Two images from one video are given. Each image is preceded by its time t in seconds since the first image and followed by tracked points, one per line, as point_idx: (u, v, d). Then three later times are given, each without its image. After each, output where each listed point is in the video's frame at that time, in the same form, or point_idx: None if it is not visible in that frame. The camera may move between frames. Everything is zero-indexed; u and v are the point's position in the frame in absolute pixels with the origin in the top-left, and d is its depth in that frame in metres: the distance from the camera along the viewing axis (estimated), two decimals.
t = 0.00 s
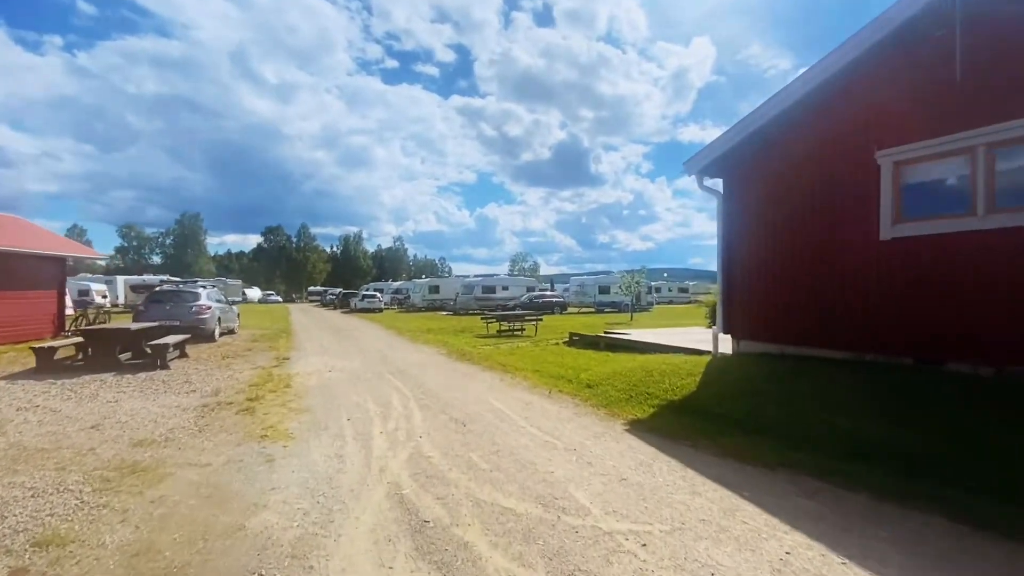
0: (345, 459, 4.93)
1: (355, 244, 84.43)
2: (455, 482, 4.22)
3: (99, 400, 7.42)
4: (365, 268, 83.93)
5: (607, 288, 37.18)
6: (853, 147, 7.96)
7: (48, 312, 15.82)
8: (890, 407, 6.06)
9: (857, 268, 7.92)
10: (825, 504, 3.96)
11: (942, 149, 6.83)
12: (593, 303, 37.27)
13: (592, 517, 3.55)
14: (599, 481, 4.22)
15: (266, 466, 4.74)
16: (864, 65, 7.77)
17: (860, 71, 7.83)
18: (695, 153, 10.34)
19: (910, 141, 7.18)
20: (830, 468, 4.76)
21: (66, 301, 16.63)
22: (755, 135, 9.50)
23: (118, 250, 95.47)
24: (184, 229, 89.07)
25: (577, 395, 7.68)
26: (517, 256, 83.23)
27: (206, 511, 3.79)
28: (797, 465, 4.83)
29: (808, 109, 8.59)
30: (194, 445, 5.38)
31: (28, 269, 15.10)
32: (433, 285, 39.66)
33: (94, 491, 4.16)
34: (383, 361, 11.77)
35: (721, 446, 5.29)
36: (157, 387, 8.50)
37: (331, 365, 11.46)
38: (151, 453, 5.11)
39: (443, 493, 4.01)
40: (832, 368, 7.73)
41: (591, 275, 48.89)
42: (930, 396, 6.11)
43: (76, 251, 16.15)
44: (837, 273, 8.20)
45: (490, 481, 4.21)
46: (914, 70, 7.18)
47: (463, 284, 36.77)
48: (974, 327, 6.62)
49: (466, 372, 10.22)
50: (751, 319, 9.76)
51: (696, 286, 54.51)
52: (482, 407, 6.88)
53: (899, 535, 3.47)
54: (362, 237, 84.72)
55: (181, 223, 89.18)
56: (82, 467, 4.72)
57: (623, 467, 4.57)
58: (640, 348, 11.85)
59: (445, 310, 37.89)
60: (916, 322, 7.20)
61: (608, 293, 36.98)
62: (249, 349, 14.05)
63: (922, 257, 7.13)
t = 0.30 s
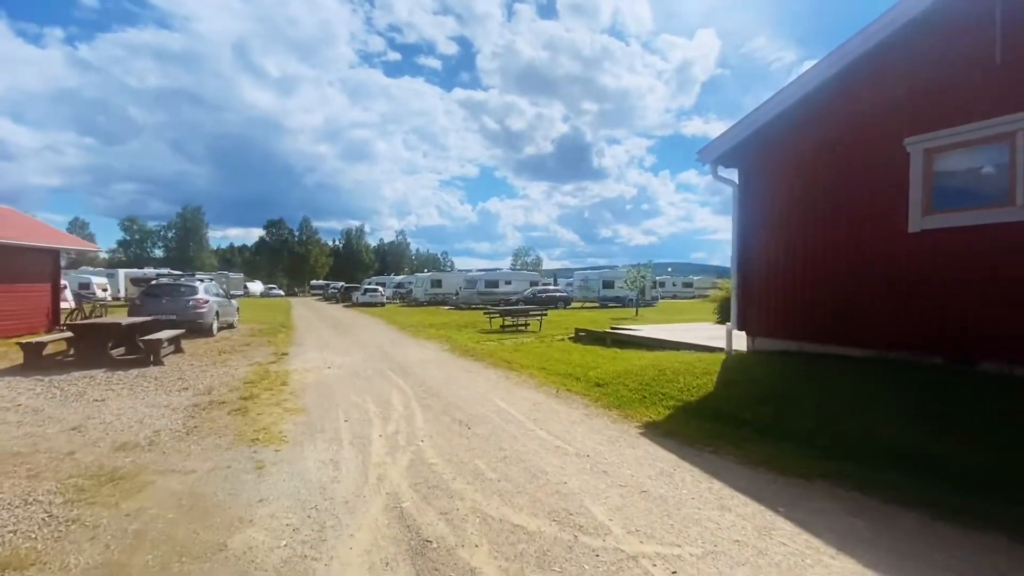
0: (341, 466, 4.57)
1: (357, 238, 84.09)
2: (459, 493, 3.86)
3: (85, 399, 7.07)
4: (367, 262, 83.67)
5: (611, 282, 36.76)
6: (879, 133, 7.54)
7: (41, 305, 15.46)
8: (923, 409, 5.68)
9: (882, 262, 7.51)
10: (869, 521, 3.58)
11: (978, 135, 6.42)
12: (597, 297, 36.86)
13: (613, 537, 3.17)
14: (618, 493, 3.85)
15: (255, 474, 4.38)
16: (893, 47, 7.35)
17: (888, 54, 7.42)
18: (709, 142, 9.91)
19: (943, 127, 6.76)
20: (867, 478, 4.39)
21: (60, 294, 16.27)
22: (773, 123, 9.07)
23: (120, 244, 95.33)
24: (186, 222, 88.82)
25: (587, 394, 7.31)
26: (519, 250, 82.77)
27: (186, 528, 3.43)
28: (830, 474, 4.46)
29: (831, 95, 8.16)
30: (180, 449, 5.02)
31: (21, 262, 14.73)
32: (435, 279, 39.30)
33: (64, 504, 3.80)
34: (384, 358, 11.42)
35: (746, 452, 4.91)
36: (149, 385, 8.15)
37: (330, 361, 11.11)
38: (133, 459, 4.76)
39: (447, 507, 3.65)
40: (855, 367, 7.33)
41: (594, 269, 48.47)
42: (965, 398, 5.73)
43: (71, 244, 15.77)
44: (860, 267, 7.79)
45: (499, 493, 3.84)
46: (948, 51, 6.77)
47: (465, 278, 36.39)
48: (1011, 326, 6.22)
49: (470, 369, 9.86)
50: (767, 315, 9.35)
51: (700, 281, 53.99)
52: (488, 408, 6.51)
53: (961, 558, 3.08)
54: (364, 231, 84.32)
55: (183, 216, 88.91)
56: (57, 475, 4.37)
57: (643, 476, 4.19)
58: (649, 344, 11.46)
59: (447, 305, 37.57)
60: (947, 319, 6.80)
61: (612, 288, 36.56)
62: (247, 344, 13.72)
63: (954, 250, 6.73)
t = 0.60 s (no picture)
0: (340, 474, 4.22)
1: (361, 234, 83.85)
2: (469, 508, 3.50)
3: (74, 398, 6.75)
4: (371, 258, 83.47)
5: (617, 279, 36.32)
6: (909, 120, 7.09)
7: (40, 301, 15.18)
8: (964, 414, 5.28)
9: (912, 257, 7.08)
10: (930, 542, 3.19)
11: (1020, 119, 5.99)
12: (603, 294, 36.42)
13: (644, 562, 2.81)
14: (645, 508, 3.49)
15: (247, 484, 4.04)
16: (925, 26, 6.91)
17: (919, 35, 6.98)
18: (725, 132, 9.47)
19: (981, 112, 6.33)
20: (915, 493, 4.00)
21: (59, 290, 15.99)
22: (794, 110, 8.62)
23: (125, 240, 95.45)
24: (190, 218, 88.75)
25: (601, 395, 6.95)
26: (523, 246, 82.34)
27: (165, 549, 3.07)
28: (874, 489, 4.07)
29: (857, 79, 7.71)
30: (168, 455, 4.68)
31: (18, 257, 14.42)
32: (439, 275, 38.96)
33: (36, 519, 3.46)
34: (387, 355, 11.09)
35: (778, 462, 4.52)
36: (142, 384, 7.83)
37: (332, 359, 10.78)
38: (117, 466, 4.42)
39: (456, 524, 3.29)
40: (884, 367, 6.93)
41: (600, 265, 48.04)
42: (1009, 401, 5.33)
43: (70, 238, 15.48)
44: (888, 262, 7.36)
45: (513, 509, 3.48)
46: (986, 31, 6.33)
47: (470, 274, 36.02)
48: None
49: (476, 368, 9.51)
50: (786, 312, 8.95)
51: (706, 277, 53.46)
52: (497, 410, 6.15)
53: None
54: (367, 227, 84.05)
55: (187, 212, 88.86)
56: (32, 485, 4.03)
57: (670, 489, 3.81)
58: (662, 342, 11.07)
59: (451, 301, 37.26)
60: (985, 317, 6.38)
61: (618, 284, 36.11)
62: (247, 341, 13.41)
63: (994, 242, 6.30)
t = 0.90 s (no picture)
0: (339, 492, 3.87)
1: (367, 232, 83.75)
2: (479, 536, 3.13)
3: (64, 402, 6.44)
4: (377, 256, 83.38)
5: (625, 277, 35.83)
6: (947, 109, 6.64)
7: (43, 300, 14.99)
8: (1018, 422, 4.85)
9: (951, 254, 6.64)
10: None
11: None
12: (611, 292, 35.95)
13: None
14: (676, 538, 3.12)
15: (236, 503, 3.69)
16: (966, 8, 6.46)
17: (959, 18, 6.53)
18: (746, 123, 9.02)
19: None
20: (977, 516, 3.58)
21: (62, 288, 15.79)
22: (819, 99, 8.16)
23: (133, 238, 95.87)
24: (197, 216, 88.96)
25: (617, 401, 6.56)
26: (529, 244, 81.98)
27: None
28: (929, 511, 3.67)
29: (889, 65, 7.26)
30: (154, 468, 4.35)
31: (21, 254, 14.21)
32: (446, 273, 38.65)
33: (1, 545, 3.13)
34: (392, 356, 10.75)
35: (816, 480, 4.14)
36: (137, 387, 7.52)
37: (335, 360, 10.47)
38: (99, 482, 4.09)
39: (465, 556, 2.93)
40: (920, 371, 6.51)
41: (607, 263, 47.52)
42: None
43: (73, 236, 15.25)
44: (921, 258, 6.94)
45: (528, 538, 3.10)
46: None
47: (476, 272, 35.67)
48: None
49: (484, 370, 9.15)
50: (810, 312, 8.52)
51: (715, 275, 52.84)
52: (507, 417, 5.79)
53: None
54: (374, 225, 83.91)
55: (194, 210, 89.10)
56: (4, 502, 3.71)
57: (703, 513, 3.49)
58: (676, 343, 10.67)
59: (457, 299, 36.95)
60: None
61: (626, 283, 35.64)
62: (250, 340, 13.12)
63: None
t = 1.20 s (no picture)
0: (333, 516, 3.49)
1: (376, 234, 83.85)
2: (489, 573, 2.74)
3: (53, 411, 6.15)
4: (386, 258, 83.43)
5: (636, 278, 35.27)
6: (987, 97, 6.09)
7: (48, 303, 14.83)
8: None
9: (995, 255, 6.08)
10: None
11: None
12: (622, 293, 35.40)
13: None
14: None
15: (220, 528, 3.33)
16: None
17: None
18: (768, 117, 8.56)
19: None
20: None
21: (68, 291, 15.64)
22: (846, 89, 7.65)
23: (146, 241, 96.92)
24: (208, 219, 89.66)
25: (637, 411, 6.11)
26: (539, 246, 81.66)
27: None
28: (1001, 545, 3.20)
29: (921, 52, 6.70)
30: (135, 486, 4.01)
31: (25, 257, 14.06)
32: (454, 274, 38.38)
33: None
34: (399, 360, 10.42)
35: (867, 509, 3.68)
36: (134, 393, 7.24)
37: (340, 364, 10.15)
38: (75, 501, 3.76)
39: None
40: (966, 380, 5.97)
41: (618, 264, 46.91)
42: None
43: (78, 239, 15.11)
44: (960, 257, 6.41)
45: None
46: None
47: (485, 274, 35.32)
48: None
49: (493, 375, 8.76)
50: (839, 314, 8.03)
51: (727, 276, 52.04)
52: (519, 429, 5.37)
53: None
54: (383, 227, 84.01)
55: (206, 213, 89.85)
56: None
57: (744, 546, 3.07)
58: (696, 346, 10.23)
59: (466, 301, 36.61)
60: None
61: (638, 284, 35.08)
62: (255, 344, 12.85)
63: None
